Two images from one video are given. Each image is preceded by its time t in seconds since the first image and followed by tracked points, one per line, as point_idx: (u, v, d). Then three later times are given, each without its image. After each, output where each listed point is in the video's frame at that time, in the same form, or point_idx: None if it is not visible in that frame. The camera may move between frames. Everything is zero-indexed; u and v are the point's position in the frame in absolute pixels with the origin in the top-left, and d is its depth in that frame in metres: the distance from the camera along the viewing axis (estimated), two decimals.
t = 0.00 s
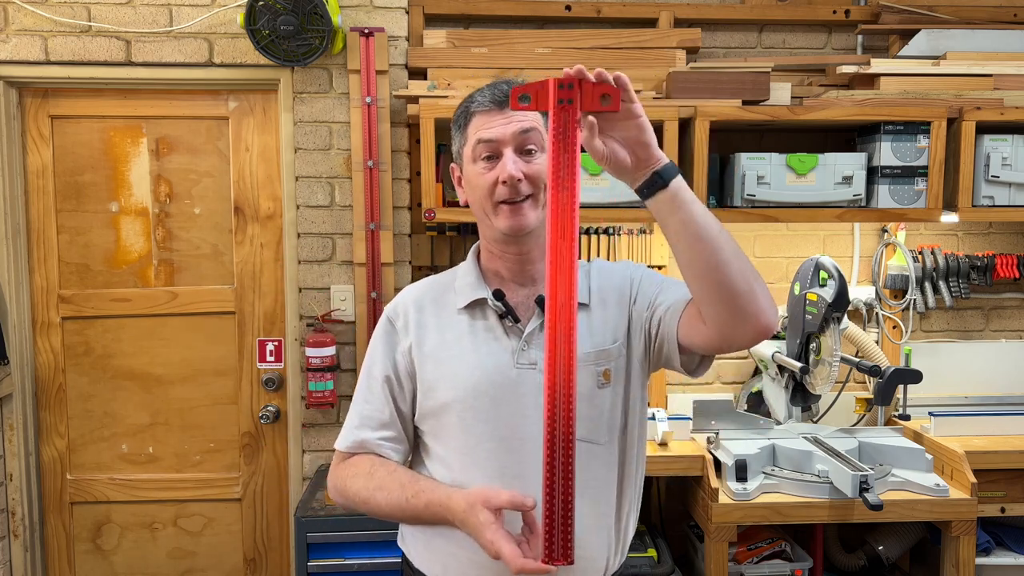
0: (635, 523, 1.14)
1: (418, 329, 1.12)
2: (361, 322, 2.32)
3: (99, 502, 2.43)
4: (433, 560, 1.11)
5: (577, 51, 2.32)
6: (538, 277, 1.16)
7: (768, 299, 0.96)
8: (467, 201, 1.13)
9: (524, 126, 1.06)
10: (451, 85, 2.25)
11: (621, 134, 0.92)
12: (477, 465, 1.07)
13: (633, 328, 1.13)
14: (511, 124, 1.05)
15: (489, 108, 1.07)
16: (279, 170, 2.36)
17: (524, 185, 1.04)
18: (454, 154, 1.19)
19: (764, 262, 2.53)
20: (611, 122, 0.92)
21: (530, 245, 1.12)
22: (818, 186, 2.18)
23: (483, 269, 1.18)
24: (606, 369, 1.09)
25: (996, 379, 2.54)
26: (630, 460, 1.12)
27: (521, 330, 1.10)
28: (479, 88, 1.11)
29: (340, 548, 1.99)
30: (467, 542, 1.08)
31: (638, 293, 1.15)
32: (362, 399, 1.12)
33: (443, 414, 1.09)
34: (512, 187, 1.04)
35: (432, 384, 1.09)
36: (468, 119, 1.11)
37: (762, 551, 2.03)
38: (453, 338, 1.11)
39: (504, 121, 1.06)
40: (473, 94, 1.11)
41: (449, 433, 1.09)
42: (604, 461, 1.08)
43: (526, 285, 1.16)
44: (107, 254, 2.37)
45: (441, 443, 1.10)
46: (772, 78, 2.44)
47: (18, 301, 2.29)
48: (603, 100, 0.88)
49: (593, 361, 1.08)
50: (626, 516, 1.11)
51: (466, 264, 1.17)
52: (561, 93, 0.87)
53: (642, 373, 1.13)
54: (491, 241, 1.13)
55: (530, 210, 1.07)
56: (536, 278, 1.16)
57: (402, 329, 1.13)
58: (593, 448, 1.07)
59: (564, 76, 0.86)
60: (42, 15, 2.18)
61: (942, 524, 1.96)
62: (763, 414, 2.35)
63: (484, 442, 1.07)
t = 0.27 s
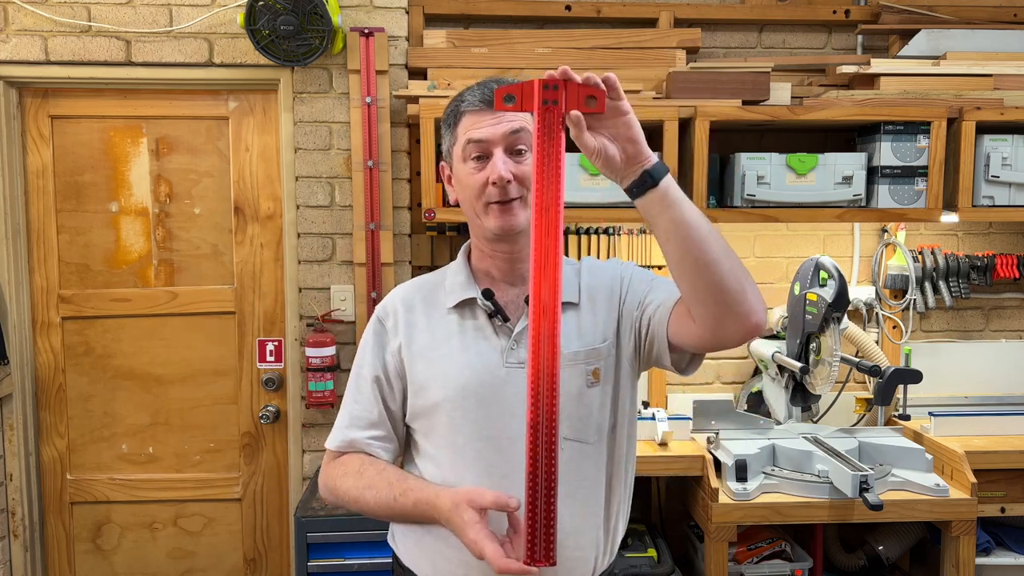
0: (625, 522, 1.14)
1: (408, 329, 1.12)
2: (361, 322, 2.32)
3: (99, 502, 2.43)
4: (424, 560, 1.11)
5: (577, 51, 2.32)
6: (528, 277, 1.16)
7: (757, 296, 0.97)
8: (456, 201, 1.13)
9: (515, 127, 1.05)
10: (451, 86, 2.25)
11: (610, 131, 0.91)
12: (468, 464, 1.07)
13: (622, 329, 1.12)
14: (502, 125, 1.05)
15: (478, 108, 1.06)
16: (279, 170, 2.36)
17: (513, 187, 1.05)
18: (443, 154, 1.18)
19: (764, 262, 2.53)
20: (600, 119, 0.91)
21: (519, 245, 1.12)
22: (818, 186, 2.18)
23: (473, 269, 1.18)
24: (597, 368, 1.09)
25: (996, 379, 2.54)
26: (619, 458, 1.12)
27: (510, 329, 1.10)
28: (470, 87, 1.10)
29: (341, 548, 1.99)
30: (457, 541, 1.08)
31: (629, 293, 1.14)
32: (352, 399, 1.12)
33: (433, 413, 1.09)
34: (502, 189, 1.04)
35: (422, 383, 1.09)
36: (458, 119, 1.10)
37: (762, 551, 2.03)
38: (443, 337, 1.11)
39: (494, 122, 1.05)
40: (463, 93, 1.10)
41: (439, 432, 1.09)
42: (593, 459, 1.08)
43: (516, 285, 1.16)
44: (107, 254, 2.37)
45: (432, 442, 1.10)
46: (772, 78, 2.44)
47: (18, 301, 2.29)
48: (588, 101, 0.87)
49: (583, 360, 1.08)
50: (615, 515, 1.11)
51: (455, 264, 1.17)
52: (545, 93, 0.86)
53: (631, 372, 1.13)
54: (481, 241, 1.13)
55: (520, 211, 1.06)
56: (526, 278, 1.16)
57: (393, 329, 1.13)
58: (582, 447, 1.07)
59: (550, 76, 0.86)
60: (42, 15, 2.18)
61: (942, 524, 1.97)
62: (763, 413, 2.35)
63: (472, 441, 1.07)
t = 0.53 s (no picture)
0: (614, 521, 1.14)
1: (396, 330, 1.12)
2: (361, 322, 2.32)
3: (99, 502, 2.43)
4: (414, 560, 1.11)
5: (577, 51, 2.32)
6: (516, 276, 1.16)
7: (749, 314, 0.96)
8: (443, 200, 1.13)
9: (501, 123, 1.06)
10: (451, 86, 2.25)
11: (627, 134, 0.89)
12: (457, 464, 1.07)
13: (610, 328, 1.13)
14: (487, 121, 1.06)
15: (465, 104, 1.07)
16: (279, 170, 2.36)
17: (500, 182, 1.04)
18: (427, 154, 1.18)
19: (764, 262, 2.53)
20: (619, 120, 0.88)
21: (507, 244, 1.11)
22: (818, 186, 2.18)
23: (460, 269, 1.18)
24: (585, 367, 1.09)
25: (996, 379, 2.54)
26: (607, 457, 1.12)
27: (499, 329, 1.10)
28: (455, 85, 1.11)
29: (341, 548, 1.99)
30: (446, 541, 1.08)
31: (617, 292, 1.15)
32: (340, 401, 1.12)
33: (422, 414, 1.09)
34: (489, 184, 1.04)
35: (411, 384, 1.09)
36: (444, 116, 1.11)
37: (762, 551, 2.03)
38: (431, 338, 1.11)
39: (479, 118, 1.06)
40: (448, 91, 1.11)
41: (428, 432, 1.09)
42: (581, 458, 1.08)
43: (504, 283, 1.16)
44: (108, 254, 2.37)
45: (421, 443, 1.10)
46: (772, 78, 2.44)
47: (18, 301, 2.29)
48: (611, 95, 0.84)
49: (571, 360, 1.09)
50: (603, 514, 1.12)
51: (442, 264, 1.17)
52: (570, 80, 0.79)
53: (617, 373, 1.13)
54: (469, 240, 1.13)
55: (507, 208, 1.06)
56: (513, 276, 1.16)
57: (381, 331, 1.14)
58: (571, 447, 1.07)
59: (577, 66, 0.80)
60: (42, 15, 2.18)
61: (942, 524, 1.97)
62: (763, 413, 2.36)
63: (461, 441, 1.07)
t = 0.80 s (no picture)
0: (608, 519, 1.15)
1: (382, 333, 1.13)
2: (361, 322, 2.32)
3: (99, 502, 2.43)
4: (412, 561, 1.11)
5: (577, 51, 2.32)
6: (503, 276, 1.17)
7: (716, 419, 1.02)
8: (436, 202, 1.12)
9: (500, 123, 1.06)
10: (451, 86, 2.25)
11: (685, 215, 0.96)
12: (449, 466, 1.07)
13: (598, 332, 1.14)
14: (487, 121, 1.05)
15: (461, 104, 1.07)
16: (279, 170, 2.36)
17: (502, 184, 1.05)
18: (411, 152, 1.16)
19: (764, 262, 2.53)
20: (683, 199, 0.96)
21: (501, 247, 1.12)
22: (818, 185, 2.18)
23: (447, 270, 1.18)
24: (574, 371, 1.09)
25: (996, 379, 2.54)
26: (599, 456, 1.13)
27: (487, 332, 1.11)
28: (445, 83, 1.10)
29: (341, 548, 1.99)
30: (443, 542, 1.08)
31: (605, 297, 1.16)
32: (328, 403, 1.14)
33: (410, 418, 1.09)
34: (492, 185, 1.04)
35: (398, 388, 1.09)
36: (436, 114, 1.09)
37: (762, 551, 2.03)
38: (418, 341, 1.11)
39: (478, 118, 1.06)
40: (440, 88, 1.10)
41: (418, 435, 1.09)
42: (572, 458, 1.09)
43: (492, 284, 1.17)
44: (108, 254, 2.37)
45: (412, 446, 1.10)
46: (772, 78, 2.43)
47: (18, 302, 2.29)
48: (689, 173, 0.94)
49: (560, 363, 1.09)
50: (596, 512, 1.12)
51: (429, 264, 1.17)
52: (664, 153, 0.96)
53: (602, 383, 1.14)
54: (461, 242, 1.12)
55: (507, 211, 1.06)
56: (502, 275, 1.16)
57: (367, 334, 1.14)
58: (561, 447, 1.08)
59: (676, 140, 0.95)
60: (42, 15, 2.18)
61: (942, 524, 1.96)
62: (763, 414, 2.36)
63: (452, 444, 1.07)
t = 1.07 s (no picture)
0: (602, 518, 1.15)
1: (379, 331, 1.13)
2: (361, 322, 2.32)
3: (99, 502, 2.43)
4: (407, 560, 1.10)
5: (577, 51, 2.32)
6: (502, 275, 1.17)
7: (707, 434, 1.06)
8: (444, 204, 1.11)
9: (514, 131, 1.06)
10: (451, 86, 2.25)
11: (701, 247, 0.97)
12: (447, 465, 1.07)
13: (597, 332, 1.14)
14: (501, 130, 1.05)
15: (475, 110, 1.05)
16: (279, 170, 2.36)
17: (515, 193, 1.05)
18: (417, 152, 1.14)
19: (764, 262, 2.53)
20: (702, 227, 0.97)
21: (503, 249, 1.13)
22: (818, 186, 2.18)
23: (445, 269, 1.18)
24: (573, 371, 1.09)
25: (996, 379, 2.54)
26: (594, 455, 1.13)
27: (486, 331, 1.11)
28: (458, 85, 1.07)
29: (341, 548, 1.99)
30: (439, 541, 1.08)
31: (604, 297, 1.16)
32: (320, 399, 1.14)
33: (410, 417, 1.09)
34: (507, 196, 1.04)
35: (397, 387, 1.09)
36: (448, 117, 1.07)
37: (762, 551, 2.03)
38: (417, 340, 1.11)
39: (493, 126, 1.05)
40: (452, 89, 1.07)
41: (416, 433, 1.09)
42: (569, 457, 1.09)
43: (491, 283, 1.17)
44: (108, 254, 2.37)
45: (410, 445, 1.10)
46: (772, 78, 2.43)
47: (18, 302, 2.29)
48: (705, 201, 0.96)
49: (559, 363, 1.09)
50: (592, 510, 1.13)
51: (426, 261, 1.17)
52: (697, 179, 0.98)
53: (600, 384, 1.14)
54: (465, 244, 1.12)
55: (517, 219, 1.07)
56: (503, 275, 1.17)
57: (363, 331, 1.14)
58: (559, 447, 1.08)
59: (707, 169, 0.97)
60: (42, 15, 2.18)
61: (942, 524, 1.96)
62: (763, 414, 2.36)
63: (451, 444, 1.07)
